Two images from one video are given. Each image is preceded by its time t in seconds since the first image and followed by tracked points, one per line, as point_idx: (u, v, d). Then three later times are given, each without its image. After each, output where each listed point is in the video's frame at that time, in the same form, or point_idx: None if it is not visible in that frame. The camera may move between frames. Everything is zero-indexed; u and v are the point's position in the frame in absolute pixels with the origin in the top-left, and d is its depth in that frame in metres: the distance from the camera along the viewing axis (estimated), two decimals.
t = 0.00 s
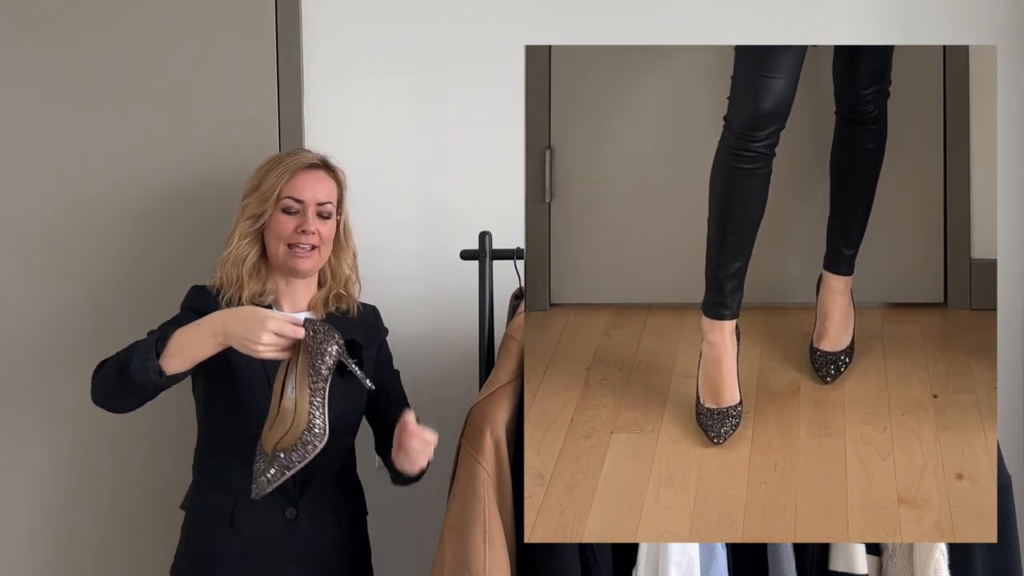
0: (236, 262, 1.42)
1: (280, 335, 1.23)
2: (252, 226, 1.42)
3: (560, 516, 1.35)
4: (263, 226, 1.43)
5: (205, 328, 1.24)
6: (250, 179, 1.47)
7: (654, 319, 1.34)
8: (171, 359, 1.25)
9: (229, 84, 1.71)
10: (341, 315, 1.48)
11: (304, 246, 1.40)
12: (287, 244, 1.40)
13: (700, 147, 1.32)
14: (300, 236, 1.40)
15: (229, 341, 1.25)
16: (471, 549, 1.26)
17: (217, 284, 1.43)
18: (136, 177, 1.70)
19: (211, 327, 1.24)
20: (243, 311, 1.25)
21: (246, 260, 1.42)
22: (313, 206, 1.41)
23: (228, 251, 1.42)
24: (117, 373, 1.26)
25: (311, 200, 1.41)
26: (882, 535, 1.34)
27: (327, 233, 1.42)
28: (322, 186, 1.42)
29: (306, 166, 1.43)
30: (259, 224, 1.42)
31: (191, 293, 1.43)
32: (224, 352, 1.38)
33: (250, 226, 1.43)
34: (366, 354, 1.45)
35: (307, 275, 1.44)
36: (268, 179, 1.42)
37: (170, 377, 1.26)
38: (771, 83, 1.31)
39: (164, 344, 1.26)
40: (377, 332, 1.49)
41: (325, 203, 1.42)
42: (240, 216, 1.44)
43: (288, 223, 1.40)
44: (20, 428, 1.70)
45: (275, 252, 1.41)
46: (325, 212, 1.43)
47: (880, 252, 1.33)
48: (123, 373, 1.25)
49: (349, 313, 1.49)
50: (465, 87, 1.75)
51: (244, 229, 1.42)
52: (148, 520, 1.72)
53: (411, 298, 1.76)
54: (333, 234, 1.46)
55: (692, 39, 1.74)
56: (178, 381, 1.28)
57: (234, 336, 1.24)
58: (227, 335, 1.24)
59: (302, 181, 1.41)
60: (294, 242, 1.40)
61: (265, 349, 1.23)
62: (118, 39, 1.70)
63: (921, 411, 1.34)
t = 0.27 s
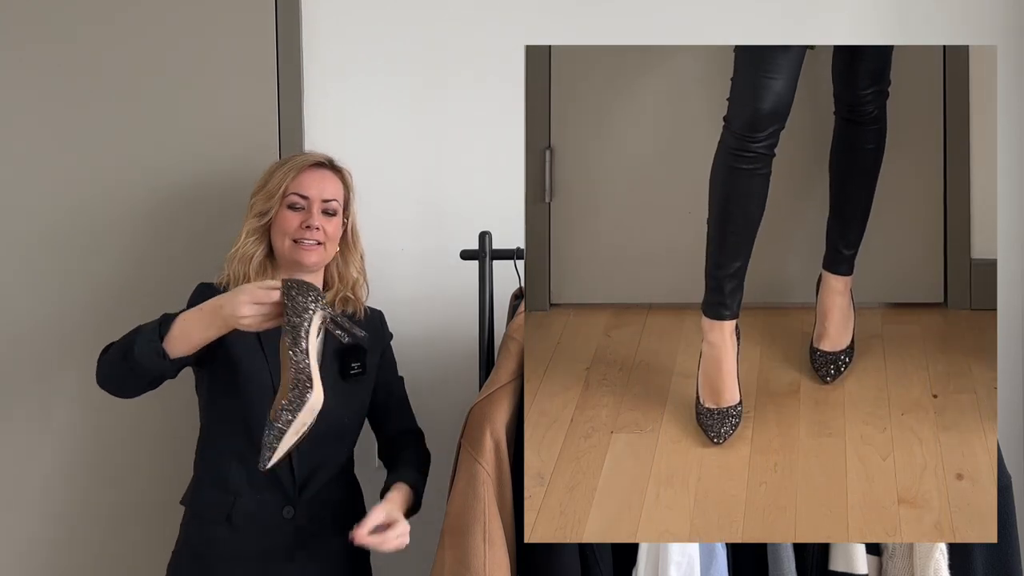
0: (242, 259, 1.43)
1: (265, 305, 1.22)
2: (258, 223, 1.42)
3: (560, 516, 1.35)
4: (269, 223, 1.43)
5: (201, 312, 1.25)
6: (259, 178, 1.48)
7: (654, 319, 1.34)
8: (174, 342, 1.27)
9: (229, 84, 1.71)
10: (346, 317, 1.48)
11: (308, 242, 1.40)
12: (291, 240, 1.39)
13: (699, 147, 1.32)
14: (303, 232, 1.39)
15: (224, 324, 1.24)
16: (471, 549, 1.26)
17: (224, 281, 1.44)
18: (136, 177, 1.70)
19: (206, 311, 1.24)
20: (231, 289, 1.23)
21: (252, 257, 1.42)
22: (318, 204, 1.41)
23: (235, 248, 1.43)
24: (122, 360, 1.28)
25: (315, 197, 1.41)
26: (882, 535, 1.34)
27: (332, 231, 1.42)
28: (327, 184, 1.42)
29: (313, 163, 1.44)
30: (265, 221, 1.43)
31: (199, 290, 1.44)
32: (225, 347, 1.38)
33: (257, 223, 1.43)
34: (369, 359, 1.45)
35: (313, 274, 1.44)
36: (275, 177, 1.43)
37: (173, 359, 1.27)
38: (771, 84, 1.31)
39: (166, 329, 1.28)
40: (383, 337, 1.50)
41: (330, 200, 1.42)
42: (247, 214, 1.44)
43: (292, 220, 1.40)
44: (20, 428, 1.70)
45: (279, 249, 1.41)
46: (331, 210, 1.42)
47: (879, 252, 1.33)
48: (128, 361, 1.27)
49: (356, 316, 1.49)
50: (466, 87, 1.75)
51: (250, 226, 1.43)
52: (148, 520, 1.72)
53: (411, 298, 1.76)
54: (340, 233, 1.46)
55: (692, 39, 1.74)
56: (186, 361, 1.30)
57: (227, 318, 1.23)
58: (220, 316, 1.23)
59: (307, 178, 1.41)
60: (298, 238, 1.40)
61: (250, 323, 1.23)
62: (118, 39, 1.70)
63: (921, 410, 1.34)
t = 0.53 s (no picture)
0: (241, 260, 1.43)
1: (238, 296, 1.25)
2: (256, 223, 1.43)
3: (560, 516, 1.35)
4: (267, 223, 1.44)
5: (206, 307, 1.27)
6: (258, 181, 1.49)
7: (654, 319, 1.34)
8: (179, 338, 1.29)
9: (229, 83, 1.71)
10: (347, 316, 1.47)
11: (305, 239, 1.39)
12: (288, 237, 1.39)
13: (699, 146, 1.32)
14: (300, 229, 1.39)
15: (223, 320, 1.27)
16: (472, 549, 1.26)
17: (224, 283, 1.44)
18: (136, 177, 1.70)
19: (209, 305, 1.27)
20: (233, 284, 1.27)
21: (251, 257, 1.42)
22: (314, 200, 1.41)
23: (234, 249, 1.43)
24: (129, 358, 1.30)
25: (311, 193, 1.41)
26: (882, 535, 1.34)
27: (329, 228, 1.41)
28: (323, 181, 1.43)
29: (308, 161, 1.45)
30: (263, 221, 1.43)
31: (200, 293, 1.44)
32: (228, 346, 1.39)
33: (255, 224, 1.44)
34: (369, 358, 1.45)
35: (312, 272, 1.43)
36: (270, 177, 1.44)
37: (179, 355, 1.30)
38: (771, 83, 1.31)
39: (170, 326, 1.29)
40: (384, 336, 1.49)
41: (327, 197, 1.42)
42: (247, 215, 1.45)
43: (288, 217, 1.40)
44: (20, 428, 1.70)
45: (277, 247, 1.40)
46: (327, 207, 1.42)
47: (879, 252, 1.33)
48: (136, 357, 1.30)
49: (357, 314, 1.48)
50: (466, 87, 1.75)
51: (249, 227, 1.44)
52: (147, 520, 1.72)
53: (411, 299, 1.76)
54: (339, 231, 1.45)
55: (692, 39, 1.74)
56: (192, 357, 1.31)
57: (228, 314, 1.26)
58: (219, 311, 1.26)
59: (302, 175, 1.42)
60: (295, 235, 1.39)
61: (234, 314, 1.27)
62: (118, 39, 1.70)
63: (921, 410, 1.34)
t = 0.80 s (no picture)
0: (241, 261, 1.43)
1: (247, 298, 1.25)
2: (254, 224, 1.43)
3: (560, 516, 1.35)
4: (264, 223, 1.44)
5: (202, 313, 1.28)
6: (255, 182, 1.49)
7: (654, 319, 1.34)
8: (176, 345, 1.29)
9: (229, 83, 1.71)
10: (349, 314, 1.47)
11: (303, 237, 1.40)
12: (286, 236, 1.40)
13: (699, 147, 1.32)
14: (298, 227, 1.39)
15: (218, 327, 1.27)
16: (472, 549, 1.26)
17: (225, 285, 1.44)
18: (136, 177, 1.70)
19: (205, 311, 1.27)
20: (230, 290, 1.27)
21: (250, 259, 1.43)
22: (310, 198, 1.41)
23: (233, 252, 1.44)
24: (127, 368, 1.29)
25: (307, 190, 1.41)
26: (882, 534, 1.34)
27: (327, 225, 1.41)
28: (319, 179, 1.42)
29: (302, 160, 1.45)
30: (260, 222, 1.44)
31: (200, 295, 1.45)
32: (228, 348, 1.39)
33: (252, 225, 1.44)
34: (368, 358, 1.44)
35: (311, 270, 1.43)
36: (265, 177, 1.44)
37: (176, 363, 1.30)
38: (771, 83, 1.31)
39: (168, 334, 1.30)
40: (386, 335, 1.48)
41: (323, 194, 1.42)
42: (245, 216, 1.46)
43: (285, 217, 1.40)
44: (20, 428, 1.70)
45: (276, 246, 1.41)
46: (324, 203, 1.42)
47: (879, 253, 1.33)
48: (132, 367, 1.29)
49: (359, 312, 1.48)
50: (466, 87, 1.75)
51: (246, 228, 1.44)
52: (147, 520, 1.72)
53: (411, 299, 1.76)
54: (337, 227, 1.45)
55: (692, 39, 1.74)
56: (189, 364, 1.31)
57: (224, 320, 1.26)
58: (217, 314, 1.26)
59: (297, 173, 1.42)
60: (293, 234, 1.40)
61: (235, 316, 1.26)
62: (117, 39, 1.70)
63: (921, 410, 1.34)
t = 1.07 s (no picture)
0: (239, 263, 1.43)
1: (272, 300, 1.25)
2: (252, 226, 1.43)
3: (560, 516, 1.35)
4: (262, 224, 1.44)
5: (206, 315, 1.27)
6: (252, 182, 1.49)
7: (655, 320, 1.34)
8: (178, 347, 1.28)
9: (230, 84, 1.71)
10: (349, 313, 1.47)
11: (301, 238, 1.39)
12: (285, 238, 1.39)
13: (699, 147, 1.32)
14: (297, 228, 1.39)
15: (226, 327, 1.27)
16: (472, 549, 1.26)
17: (224, 288, 1.44)
18: (135, 177, 1.70)
19: (210, 312, 1.26)
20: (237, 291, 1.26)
21: (248, 260, 1.43)
22: (308, 198, 1.41)
23: (231, 254, 1.43)
24: (128, 370, 1.30)
25: (305, 191, 1.41)
26: (882, 535, 1.34)
27: (325, 225, 1.41)
28: (317, 180, 1.42)
29: (299, 160, 1.45)
30: (258, 223, 1.43)
31: (199, 298, 1.45)
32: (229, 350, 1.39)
33: (250, 226, 1.44)
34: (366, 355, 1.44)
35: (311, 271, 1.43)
36: (263, 178, 1.44)
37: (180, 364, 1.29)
38: (772, 83, 1.31)
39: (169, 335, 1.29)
40: (386, 334, 1.48)
41: (321, 194, 1.42)
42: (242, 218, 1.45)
43: (284, 218, 1.40)
44: (20, 428, 1.70)
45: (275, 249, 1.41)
46: (322, 204, 1.42)
47: (879, 253, 1.33)
48: (135, 370, 1.29)
49: (358, 312, 1.48)
50: (466, 87, 1.75)
51: (244, 230, 1.44)
52: (147, 520, 1.72)
53: (411, 298, 1.76)
54: (336, 227, 1.45)
55: (691, 39, 1.74)
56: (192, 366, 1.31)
57: (233, 322, 1.26)
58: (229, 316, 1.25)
59: (294, 174, 1.42)
60: (291, 236, 1.39)
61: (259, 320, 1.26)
62: (117, 39, 1.70)
63: (921, 411, 1.34)
